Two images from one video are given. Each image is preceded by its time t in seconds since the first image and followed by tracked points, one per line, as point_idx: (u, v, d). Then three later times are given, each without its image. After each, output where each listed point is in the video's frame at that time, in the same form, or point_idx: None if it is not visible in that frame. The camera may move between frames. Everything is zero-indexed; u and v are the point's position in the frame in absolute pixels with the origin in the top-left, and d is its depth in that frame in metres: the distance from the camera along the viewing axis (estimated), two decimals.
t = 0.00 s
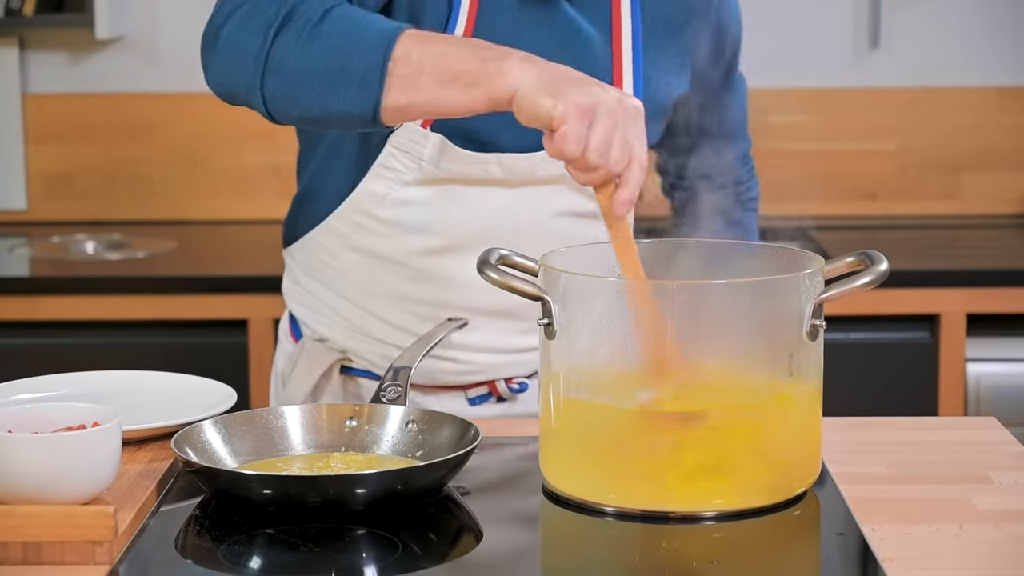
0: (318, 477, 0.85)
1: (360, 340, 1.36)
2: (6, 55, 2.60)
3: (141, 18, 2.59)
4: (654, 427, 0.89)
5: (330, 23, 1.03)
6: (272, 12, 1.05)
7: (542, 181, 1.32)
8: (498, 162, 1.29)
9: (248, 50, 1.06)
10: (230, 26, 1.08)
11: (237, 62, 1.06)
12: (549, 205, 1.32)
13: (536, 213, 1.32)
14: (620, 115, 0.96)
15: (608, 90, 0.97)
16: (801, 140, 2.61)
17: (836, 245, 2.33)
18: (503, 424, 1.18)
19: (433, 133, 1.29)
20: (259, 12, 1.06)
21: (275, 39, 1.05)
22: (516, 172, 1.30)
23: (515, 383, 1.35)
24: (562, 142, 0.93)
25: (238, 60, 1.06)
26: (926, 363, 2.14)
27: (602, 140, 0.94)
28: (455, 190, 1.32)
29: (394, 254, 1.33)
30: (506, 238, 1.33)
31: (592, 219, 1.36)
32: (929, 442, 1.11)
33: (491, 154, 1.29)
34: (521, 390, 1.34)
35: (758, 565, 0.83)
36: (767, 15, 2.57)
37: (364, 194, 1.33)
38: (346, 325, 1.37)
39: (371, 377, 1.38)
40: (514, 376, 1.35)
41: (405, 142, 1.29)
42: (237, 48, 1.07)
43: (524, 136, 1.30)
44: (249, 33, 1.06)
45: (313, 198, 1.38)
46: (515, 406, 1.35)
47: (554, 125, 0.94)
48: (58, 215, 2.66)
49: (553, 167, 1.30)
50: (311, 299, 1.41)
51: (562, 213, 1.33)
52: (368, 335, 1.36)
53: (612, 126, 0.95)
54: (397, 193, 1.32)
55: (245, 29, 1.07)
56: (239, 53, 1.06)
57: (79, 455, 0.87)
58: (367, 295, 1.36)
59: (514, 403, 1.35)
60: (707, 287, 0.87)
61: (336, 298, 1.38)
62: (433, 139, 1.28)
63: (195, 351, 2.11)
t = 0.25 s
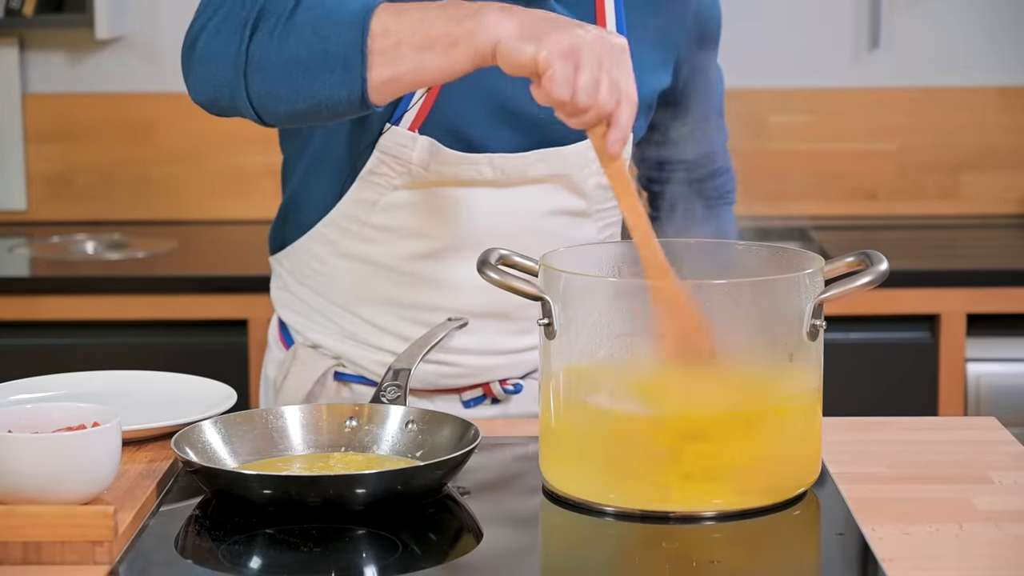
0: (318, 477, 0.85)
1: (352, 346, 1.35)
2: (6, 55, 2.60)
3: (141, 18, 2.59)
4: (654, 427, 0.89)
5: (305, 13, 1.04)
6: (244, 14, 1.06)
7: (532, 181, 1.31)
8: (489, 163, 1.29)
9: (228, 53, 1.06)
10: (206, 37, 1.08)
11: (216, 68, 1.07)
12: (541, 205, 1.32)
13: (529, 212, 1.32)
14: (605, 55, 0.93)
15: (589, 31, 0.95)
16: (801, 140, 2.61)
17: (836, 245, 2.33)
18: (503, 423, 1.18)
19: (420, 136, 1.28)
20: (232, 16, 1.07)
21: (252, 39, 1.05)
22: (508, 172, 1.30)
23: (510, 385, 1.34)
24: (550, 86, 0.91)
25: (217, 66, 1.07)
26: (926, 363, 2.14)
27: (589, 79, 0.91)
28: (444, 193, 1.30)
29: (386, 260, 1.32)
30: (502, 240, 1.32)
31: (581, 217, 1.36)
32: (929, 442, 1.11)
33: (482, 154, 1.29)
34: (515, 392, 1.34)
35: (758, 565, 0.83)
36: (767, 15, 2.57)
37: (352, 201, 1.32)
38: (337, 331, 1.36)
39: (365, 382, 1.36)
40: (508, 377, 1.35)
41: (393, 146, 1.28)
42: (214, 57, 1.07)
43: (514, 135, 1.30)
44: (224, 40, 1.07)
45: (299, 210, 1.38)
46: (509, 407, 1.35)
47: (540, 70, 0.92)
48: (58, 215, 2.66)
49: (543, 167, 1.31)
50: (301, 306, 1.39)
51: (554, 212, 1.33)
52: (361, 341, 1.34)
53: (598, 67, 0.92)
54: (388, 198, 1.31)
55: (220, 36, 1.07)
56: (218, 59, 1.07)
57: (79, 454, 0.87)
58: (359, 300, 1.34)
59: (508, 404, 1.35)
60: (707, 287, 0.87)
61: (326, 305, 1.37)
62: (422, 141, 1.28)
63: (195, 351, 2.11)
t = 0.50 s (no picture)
0: (318, 477, 0.85)
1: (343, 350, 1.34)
2: (6, 55, 2.60)
3: (141, 17, 2.59)
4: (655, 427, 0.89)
5: (348, 58, 1.01)
6: (287, 51, 1.03)
7: (523, 182, 1.32)
8: (476, 167, 1.30)
9: (266, 92, 1.02)
10: (245, 67, 1.05)
11: (255, 103, 1.03)
12: (530, 205, 1.32)
13: (517, 210, 1.32)
14: (650, 134, 0.96)
15: (635, 106, 0.96)
16: (801, 140, 2.61)
17: (836, 245, 2.33)
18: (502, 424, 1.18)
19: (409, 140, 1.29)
20: (273, 51, 1.04)
21: (294, 79, 1.02)
22: (494, 175, 1.31)
23: (501, 386, 1.34)
24: (595, 168, 0.95)
25: (255, 102, 1.03)
26: (925, 363, 2.14)
27: (633, 162, 0.95)
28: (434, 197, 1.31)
29: (374, 263, 1.32)
30: (495, 241, 1.32)
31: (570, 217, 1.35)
32: (929, 442, 1.11)
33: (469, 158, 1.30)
34: (507, 392, 1.34)
35: (757, 565, 0.83)
36: (767, 15, 2.57)
37: (340, 205, 1.33)
38: (328, 334, 1.35)
39: (357, 386, 1.35)
40: (500, 378, 1.34)
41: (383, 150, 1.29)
42: (253, 92, 1.03)
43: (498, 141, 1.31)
44: (264, 74, 1.03)
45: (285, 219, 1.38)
46: (501, 408, 1.34)
47: (585, 151, 0.95)
48: (58, 215, 2.66)
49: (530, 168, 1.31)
50: (293, 310, 1.39)
51: (542, 213, 1.33)
52: (349, 344, 1.34)
53: (642, 148, 0.96)
54: (377, 202, 1.32)
55: (260, 70, 1.04)
56: (256, 95, 1.03)
57: (79, 454, 0.87)
58: (349, 304, 1.34)
59: (500, 405, 1.34)
60: (707, 287, 0.86)
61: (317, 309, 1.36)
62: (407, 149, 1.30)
63: (194, 351, 2.11)
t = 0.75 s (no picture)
0: (318, 477, 0.85)
1: (345, 350, 1.34)
2: (6, 55, 2.60)
3: (141, 18, 2.59)
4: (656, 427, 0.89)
5: (318, 38, 1.02)
6: (258, 31, 1.05)
7: (523, 183, 1.32)
8: (478, 166, 1.29)
9: (236, 69, 1.04)
10: (217, 47, 1.07)
11: (227, 82, 1.05)
12: (533, 206, 1.32)
13: (518, 211, 1.32)
14: (617, 115, 0.93)
15: (603, 89, 0.94)
16: (801, 140, 2.61)
17: (836, 245, 2.33)
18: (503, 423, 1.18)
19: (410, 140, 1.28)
20: (247, 31, 1.06)
21: (263, 57, 1.04)
22: (496, 175, 1.30)
23: (503, 386, 1.34)
24: (560, 143, 0.91)
25: (227, 81, 1.05)
26: (925, 363, 2.14)
27: (599, 140, 0.91)
28: (439, 197, 1.31)
29: (377, 264, 1.32)
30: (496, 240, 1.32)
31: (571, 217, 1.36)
32: (929, 442, 1.11)
33: (470, 159, 1.29)
34: (508, 392, 1.34)
35: (756, 565, 0.83)
36: (767, 15, 2.57)
37: (342, 206, 1.32)
38: (329, 334, 1.35)
39: (359, 386, 1.36)
40: (502, 378, 1.34)
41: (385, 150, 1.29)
42: (224, 71, 1.05)
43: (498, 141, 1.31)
44: (236, 54, 1.05)
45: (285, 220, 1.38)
46: (503, 408, 1.34)
47: (549, 126, 0.91)
48: (58, 215, 2.66)
49: (532, 167, 1.31)
50: (294, 311, 1.39)
51: (544, 214, 1.33)
52: (352, 344, 1.34)
53: (609, 127, 0.92)
54: (380, 203, 1.31)
55: (231, 49, 1.06)
56: (227, 73, 1.05)
57: (79, 455, 0.87)
58: (352, 305, 1.34)
59: (502, 405, 1.34)
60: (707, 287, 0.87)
61: (318, 309, 1.36)
62: (410, 146, 1.28)
63: (194, 351, 2.11)
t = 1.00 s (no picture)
0: (318, 477, 0.85)
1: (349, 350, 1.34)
2: (6, 55, 2.60)
3: (141, 18, 2.59)
4: (657, 427, 0.89)
5: (311, 32, 1.02)
6: (251, 36, 1.04)
7: (530, 185, 1.31)
8: (485, 167, 1.29)
9: (235, 78, 1.03)
10: (214, 58, 1.06)
11: (226, 90, 1.04)
12: (538, 207, 1.32)
13: (525, 211, 1.32)
14: (618, 73, 0.96)
15: (602, 49, 0.97)
16: (801, 140, 2.61)
17: (836, 245, 2.33)
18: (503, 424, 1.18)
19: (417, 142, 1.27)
20: (239, 40, 1.05)
21: (261, 61, 1.03)
22: (504, 177, 1.30)
23: (509, 386, 1.34)
24: (567, 110, 0.93)
25: (225, 89, 1.04)
26: (926, 363, 2.14)
27: (605, 104, 0.94)
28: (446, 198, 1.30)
29: (385, 264, 1.32)
30: (500, 240, 1.31)
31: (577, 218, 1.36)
32: (929, 442, 1.11)
33: (478, 160, 1.29)
34: (514, 392, 1.34)
35: (756, 565, 0.83)
36: (766, 15, 2.57)
37: (348, 207, 1.32)
38: (334, 334, 1.35)
39: (363, 386, 1.36)
40: (507, 379, 1.35)
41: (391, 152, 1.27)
42: (222, 80, 1.04)
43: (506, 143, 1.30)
44: (231, 62, 1.04)
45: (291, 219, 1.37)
46: (508, 408, 1.35)
47: (555, 93, 0.94)
48: (58, 215, 2.66)
49: (538, 166, 1.30)
50: (299, 310, 1.39)
51: (548, 214, 1.33)
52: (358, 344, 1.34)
53: (612, 87, 0.95)
54: (385, 204, 1.31)
55: (227, 58, 1.05)
56: (226, 83, 1.04)
57: (79, 454, 0.87)
58: (357, 304, 1.34)
59: (507, 406, 1.35)
60: (707, 287, 0.86)
61: (323, 309, 1.36)
62: (417, 147, 1.27)
63: (194, 351, 2.11)
